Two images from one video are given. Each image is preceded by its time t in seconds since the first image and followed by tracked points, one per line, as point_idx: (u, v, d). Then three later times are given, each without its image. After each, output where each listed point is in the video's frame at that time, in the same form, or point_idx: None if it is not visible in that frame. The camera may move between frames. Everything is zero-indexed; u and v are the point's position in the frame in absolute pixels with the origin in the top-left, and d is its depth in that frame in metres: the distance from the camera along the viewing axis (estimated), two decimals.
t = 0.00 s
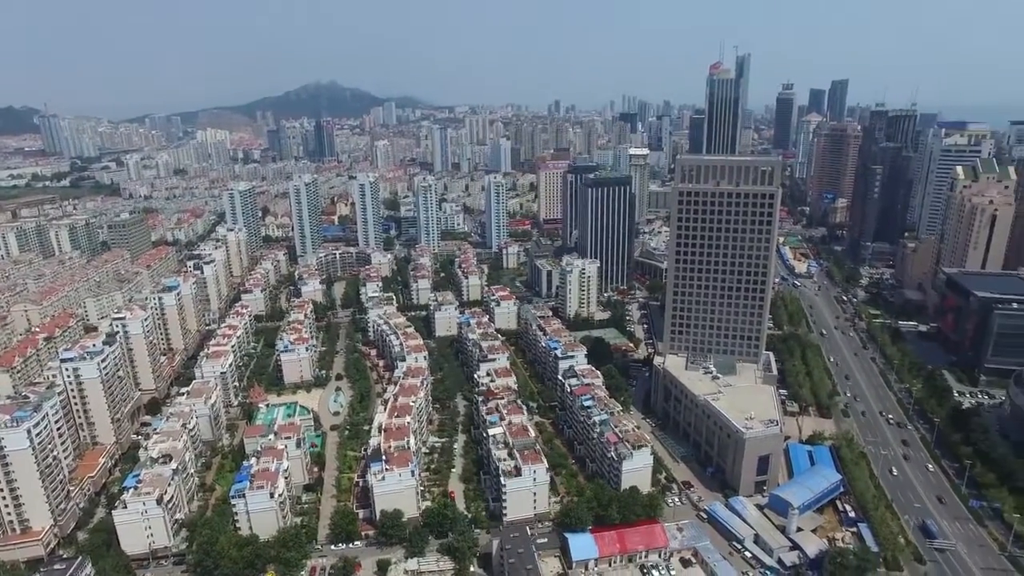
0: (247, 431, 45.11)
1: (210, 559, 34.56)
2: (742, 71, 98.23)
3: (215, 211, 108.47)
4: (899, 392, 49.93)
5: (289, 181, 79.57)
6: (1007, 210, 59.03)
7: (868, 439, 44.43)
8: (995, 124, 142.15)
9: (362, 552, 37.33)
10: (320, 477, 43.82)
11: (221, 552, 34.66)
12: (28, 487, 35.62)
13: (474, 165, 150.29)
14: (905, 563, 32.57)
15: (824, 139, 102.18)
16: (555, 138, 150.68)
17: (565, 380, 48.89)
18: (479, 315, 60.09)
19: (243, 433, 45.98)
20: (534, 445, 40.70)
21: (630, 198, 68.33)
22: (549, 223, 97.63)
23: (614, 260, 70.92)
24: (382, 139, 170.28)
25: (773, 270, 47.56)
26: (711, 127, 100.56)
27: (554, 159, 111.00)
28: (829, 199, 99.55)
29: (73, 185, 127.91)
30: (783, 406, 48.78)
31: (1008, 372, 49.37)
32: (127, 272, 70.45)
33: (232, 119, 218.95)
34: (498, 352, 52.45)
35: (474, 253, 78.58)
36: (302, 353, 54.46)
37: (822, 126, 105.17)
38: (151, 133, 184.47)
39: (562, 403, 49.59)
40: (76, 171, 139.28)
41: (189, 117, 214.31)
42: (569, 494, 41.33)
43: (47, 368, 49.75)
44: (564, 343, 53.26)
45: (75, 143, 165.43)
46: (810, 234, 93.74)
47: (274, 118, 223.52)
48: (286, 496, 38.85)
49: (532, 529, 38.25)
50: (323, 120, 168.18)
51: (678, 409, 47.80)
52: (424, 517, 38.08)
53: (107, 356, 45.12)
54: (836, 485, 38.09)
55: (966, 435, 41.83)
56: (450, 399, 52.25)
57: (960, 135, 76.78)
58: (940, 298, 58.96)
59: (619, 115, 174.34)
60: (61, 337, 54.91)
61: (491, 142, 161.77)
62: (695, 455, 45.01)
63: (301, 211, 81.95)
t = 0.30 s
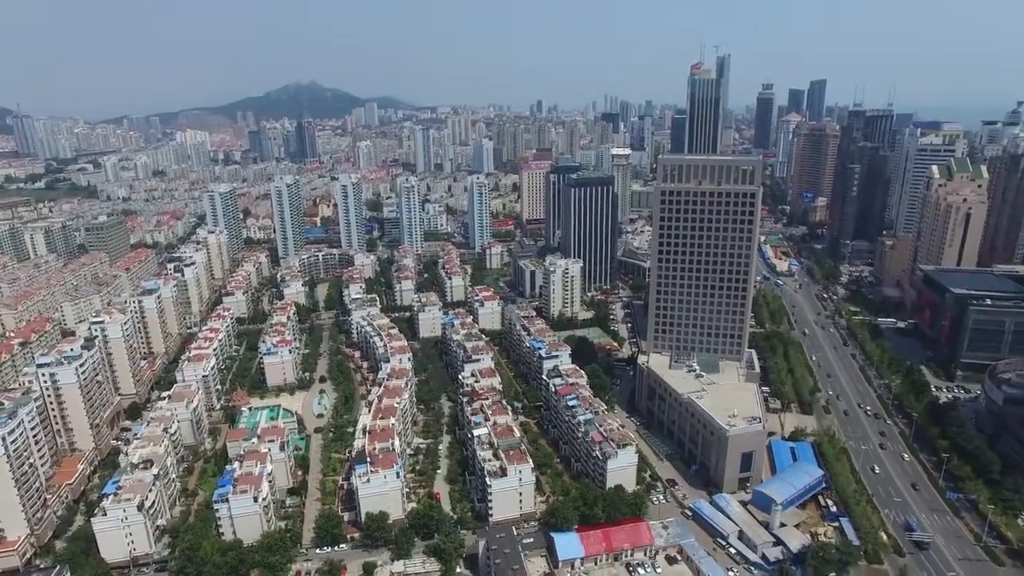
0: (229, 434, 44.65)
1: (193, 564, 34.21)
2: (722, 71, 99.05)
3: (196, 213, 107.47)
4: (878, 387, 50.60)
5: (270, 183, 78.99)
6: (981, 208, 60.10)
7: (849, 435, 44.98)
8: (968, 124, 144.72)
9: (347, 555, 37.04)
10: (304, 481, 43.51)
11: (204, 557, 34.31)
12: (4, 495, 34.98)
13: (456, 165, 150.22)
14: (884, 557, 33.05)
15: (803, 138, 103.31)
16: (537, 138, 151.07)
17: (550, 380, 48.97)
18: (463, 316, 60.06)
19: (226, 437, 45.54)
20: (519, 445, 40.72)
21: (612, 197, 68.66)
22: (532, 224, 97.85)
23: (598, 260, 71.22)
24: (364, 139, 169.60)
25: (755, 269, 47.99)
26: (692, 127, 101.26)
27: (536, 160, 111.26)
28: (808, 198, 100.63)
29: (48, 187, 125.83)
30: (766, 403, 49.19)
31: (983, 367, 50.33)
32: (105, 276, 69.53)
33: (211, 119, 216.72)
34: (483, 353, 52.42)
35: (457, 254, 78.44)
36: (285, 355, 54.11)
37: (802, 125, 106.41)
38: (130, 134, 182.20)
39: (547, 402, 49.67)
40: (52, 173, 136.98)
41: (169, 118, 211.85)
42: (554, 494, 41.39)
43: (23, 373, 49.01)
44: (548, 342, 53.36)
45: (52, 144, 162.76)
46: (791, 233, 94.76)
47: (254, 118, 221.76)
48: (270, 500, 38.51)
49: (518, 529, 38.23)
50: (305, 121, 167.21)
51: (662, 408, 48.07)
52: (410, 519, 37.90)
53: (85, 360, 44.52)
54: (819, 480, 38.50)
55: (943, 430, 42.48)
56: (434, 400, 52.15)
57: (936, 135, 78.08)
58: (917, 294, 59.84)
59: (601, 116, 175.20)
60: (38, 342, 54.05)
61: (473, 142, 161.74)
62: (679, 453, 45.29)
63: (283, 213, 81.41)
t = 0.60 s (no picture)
0: (212, 438, 44.20)
1: (176, 570, 33.82)
2: (704, 71, 99.77)
3: (176, 215, 106.33)
4: (859, 383, 51.25)
5: (252, 184, 78.34)
6: (957, 206, 61.10)
7: (831, 431, 45.51)
8: (942, 124, 147.36)
9: (333, 558, 36.78)
10: (289, 484, 43.20)
11: (187, 563, 33.93)
12: None
13: (440, 166, 150.04)
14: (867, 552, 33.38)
15: (784, 138, 104.33)
16: (521, 139, 151.27)
17: (535, 380, 49.02)
18: (447, 316, 59.99)
19: (209, 441, 45.08)
20: (504, 446, 40.72)
21: (595, 197, 68.91)
22: (516, 224, 97.94)
23: (582, 260, 71.45)
24: (346, 140, 168.76)
25: (737, 267, 48.39)
26: (675, 127, 101.90)
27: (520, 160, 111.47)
28: (789, 197, 101.69)
29: (24, 189, 123.74)
30: (750, 400, 49.61)
31: (960, 362, 51.22)
32: (83, 279, 68.54)
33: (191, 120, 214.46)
34: (468, 353, 52.38)
35: (441, 254, 78.30)
36: (268, 358, 53.70)
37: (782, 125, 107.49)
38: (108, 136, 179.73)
39: (532, 402, 49.71)
40: (27, 175, 134.70)
41: (148, 118, 208.99)
42: (540, 493, 41.43)
43: None
44: (533, 342, 53.43)
45: (27, 145, 159.99)
46: (772, 232, 95.71)
47: (235, 119, 219.84)
48: (254, 504, 38.18)
49: (505, 529, 38.22)
50: (287, 122, 166.06)
51: (646, 406, 48.31)
52: (396, 521, 37.75)
53: (63, 365, 43.88)
54: (802, 476, 38.90)
55: (922, 424, 43.16)
56: (419, 401, 52.01)
57: (912, 135, 79.25)
58: (896, 291, 60.73)
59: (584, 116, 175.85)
60: (14, 347, 53.16)
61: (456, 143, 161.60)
62: (664, 451, 45.55)
63: (265, 214, 80.79)
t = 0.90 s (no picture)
0: (196, 442, 43.76)
1: None
2: (687, 72, 100.40)
3: (157, 217, 105.24)
4: (841, 380, 51.85)
5: (235, 185, 77.74)
6: (935, 204, 62.01)
7: (814, 427, 45.98)
8: (920, 124, 149.61)
9: (320, 561, 36.53)
10: (274, 487, 42.89)
11: (171, 569, 33.55)
12: None
13: (424, 166, 149.80)
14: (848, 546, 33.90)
15: (766, 138, 105.25)
16: (505, 139, 151.41)
17: (521, 380, 49.05)
18: (433, 317, 59.88)
19: (192, 445, 44.62)
20: (491, 446, 40.72)
21: (580, 197, 69.12)
22: (500, 224, 97.98)
23: (567, 260, 71.64)
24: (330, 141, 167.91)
25: (721, 266, 48.76)
26: (658, 127, 102.45)
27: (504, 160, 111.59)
28: (772, 196, 102.69)
29: None
30: (734, 398, 49.97)
31: (939, 358, 51.98)
32: (62, 282, 67.61)
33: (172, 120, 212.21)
34: (453, 354, 52.33)
35: (425, 255, 78.15)
36: (252, 361, 53.28)
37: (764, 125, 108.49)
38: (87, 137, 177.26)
39: (518, 402, 49.72)
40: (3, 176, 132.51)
41: (128, 119, 206.37)
42: (527, 493, 41.45)
43: None
44: (519, 343, 53.45)
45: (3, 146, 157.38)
46: (755, 230, 96.56)
47: (217, 119, 217.87)
48: (239, 508, 37.84)
49: (492, 530, 38.18)
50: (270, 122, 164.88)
51: (632, 405, 48.52)
52: (382, 523, 37.60)
53: (41, 370, 43.26)
54: (785, 472, 39.27)
55: (903, 419, 43.73)
56: (405, 403, 51.87)
57: (891, 134, 80.35)
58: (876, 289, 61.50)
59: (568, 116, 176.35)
60: None
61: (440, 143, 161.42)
62: (650, 450, 45.78)
63: (248, 216, 80.14)
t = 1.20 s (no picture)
0: (180, 446, 43.31)
1: None
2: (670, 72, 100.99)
3: (137, 219, 104.05)
4: (825, 377, 52.37)
5: (218, 187, 77.07)
6: (915, 203, 62.80)
7: (798, 424, 46.39)
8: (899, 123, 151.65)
9: (307, 565, 36.24)
10: (259, 491, 42.54)
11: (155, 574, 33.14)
12: None
13: (409, 167, 149.43)
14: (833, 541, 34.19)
15: (749, 137, 106.11)
16: (489, 139, 151.39)
17: (508, 380, 49.07)
18: (418, 318, 59.76)
19: (176, 449, 44.15)
20: (478, 446, 40.66)
21: (565, 197, 69.30)
22: (486, 224, 97.98)
23: (552, 260, 71.82)
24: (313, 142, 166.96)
25: (705, 265, 49.10)
26: (643, 127, 102.96)
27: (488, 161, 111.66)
28: (755, 195, 103.62)
29: None
30: (720, 396, 50.31)
31: (920, 354, 52.63)
32: (41, 286, 66.62)
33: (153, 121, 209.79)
34: (439, 355, 52.26)
35: (411, 256, 77.95)
36: (236, 364, 52.85)
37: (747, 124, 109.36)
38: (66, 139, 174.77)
39: (505, 403, 49.71)
40: None
41: (108, 119, 203.80)
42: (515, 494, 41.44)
43: None
44: (505, 343, 53.46)
45: None
46: (739, 229, 97.33)
47: (198, 120, 215.74)
48: (224, 512, 37.46)
49: (480, 531, 38.11)
50: (254, 123, 163.64)
51: (618, 404, 48.70)
52: (370, 525, 37.41)
53: (20, 375, 42.63)
54: (771, 469, 39.61)
55: (885, 415, 44.27)
56: (391, 404, 51.70)
57: (871, 134, 81.33)
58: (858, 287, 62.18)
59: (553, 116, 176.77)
60: None
61: (425, 143, 161.11)
62: (637, 449, 45.97)
63: (231, 217, 79.50)
